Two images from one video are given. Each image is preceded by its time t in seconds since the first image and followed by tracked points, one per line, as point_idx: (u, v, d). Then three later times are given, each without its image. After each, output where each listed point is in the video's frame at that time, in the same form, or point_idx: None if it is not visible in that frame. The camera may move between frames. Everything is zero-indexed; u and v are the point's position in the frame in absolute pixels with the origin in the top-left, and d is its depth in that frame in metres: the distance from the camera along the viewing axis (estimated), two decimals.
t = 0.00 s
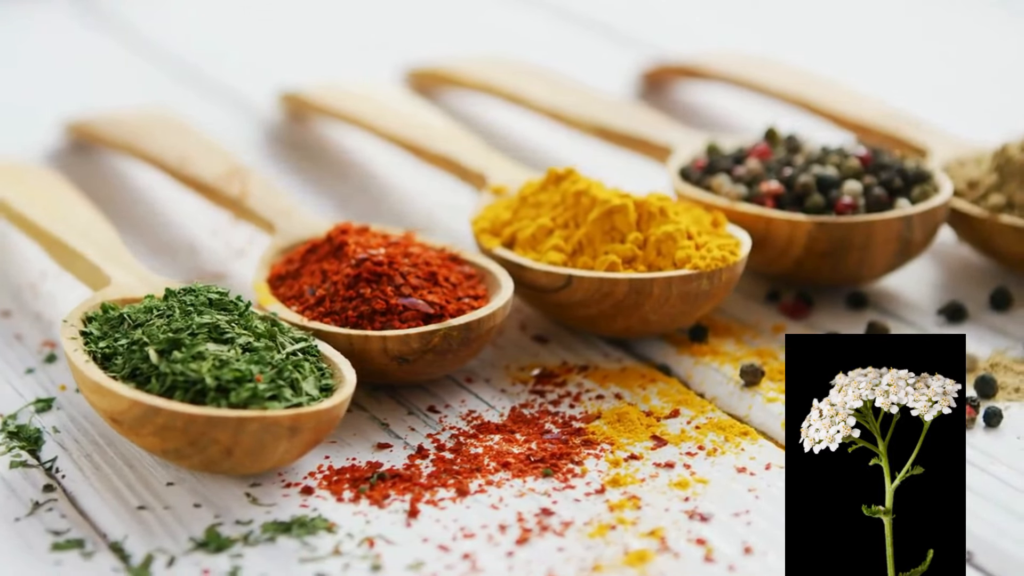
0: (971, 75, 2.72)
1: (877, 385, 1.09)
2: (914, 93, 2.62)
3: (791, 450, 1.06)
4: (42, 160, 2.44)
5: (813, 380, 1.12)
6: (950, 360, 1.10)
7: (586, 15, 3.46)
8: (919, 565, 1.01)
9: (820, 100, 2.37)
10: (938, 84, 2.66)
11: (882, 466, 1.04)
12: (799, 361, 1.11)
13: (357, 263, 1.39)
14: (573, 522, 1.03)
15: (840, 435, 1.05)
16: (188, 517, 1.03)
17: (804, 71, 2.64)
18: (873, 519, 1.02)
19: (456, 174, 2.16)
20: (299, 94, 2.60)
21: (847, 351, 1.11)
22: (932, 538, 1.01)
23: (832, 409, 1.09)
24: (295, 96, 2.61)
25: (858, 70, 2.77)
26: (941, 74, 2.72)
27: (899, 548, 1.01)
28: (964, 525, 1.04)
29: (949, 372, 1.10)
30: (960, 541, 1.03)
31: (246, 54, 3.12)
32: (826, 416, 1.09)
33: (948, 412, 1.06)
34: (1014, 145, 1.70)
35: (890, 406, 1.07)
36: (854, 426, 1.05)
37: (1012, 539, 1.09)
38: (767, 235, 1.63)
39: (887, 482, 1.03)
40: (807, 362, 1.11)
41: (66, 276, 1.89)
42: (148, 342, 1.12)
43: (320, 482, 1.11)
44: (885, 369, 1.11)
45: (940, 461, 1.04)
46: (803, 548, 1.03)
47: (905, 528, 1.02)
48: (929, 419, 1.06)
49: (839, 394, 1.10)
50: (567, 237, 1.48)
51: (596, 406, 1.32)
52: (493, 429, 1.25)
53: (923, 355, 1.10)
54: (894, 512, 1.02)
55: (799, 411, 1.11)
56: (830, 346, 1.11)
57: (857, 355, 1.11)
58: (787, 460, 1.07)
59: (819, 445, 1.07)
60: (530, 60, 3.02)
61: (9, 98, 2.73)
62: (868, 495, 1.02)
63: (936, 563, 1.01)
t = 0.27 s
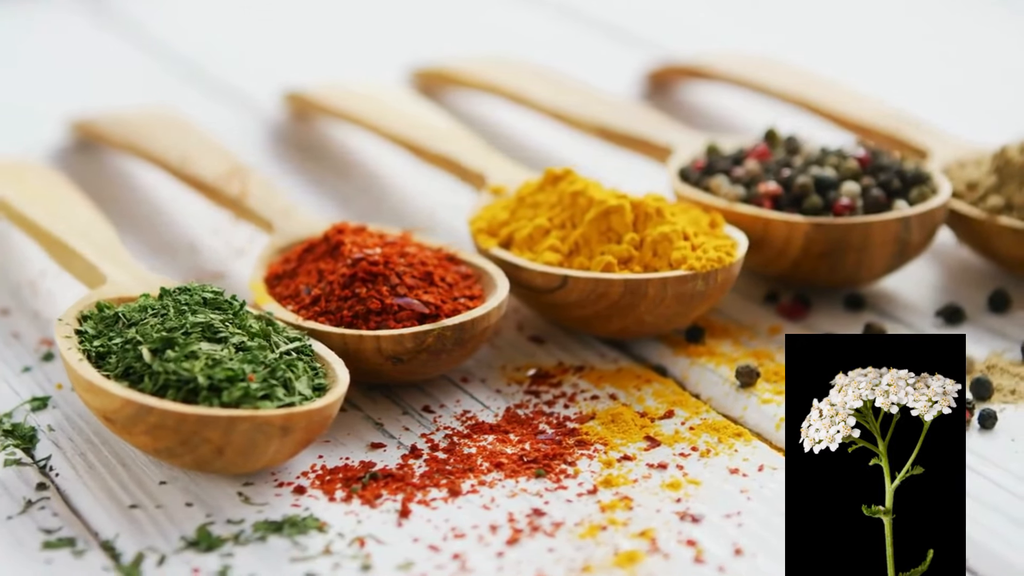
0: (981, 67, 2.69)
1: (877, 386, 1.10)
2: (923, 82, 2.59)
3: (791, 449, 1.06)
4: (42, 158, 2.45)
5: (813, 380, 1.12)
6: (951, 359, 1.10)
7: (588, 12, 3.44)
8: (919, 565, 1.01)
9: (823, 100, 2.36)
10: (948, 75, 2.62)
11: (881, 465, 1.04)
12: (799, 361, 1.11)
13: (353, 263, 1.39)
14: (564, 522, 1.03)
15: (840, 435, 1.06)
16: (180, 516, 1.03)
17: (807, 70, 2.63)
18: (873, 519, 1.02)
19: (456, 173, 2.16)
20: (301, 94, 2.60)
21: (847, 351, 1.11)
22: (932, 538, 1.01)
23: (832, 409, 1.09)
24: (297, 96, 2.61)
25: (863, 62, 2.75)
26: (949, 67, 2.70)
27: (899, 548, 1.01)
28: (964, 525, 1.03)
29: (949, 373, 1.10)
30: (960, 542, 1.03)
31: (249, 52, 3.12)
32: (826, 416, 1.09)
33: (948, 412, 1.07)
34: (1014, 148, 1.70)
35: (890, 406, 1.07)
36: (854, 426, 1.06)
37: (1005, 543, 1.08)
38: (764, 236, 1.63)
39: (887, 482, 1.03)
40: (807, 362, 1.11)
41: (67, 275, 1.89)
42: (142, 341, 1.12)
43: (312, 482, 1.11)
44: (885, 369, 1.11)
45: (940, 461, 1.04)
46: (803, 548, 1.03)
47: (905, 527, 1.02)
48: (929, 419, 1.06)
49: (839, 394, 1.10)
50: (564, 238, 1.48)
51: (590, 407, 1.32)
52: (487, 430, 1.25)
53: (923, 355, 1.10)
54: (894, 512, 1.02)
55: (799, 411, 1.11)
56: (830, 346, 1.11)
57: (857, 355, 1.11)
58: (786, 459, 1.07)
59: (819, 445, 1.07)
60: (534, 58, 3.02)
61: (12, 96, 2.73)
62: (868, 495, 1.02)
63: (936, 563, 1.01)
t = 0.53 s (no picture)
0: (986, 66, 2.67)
1: (877, 385, 1.10)
2: (927, 83, 2.58)
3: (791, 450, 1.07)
4: (42, 154, 2.43)
5: (813, 379, 1.12)
6: (951, 359, 1.11)
7: (591, 5, 3.42)
8: (919, 565, 1.02)
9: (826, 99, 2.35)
10: (952, 75, 2.61)
11: (882, 466, 1.05)
12: (799, 360, 1.12)
13: (348, 262, 1.39)
14: (553, 523, 1.03)
15: (840, 435, 1.06)
16: (170, 515, 1.04)
17: (811, 69, 2.62)
18: (873, 519, 1.03)
19: (456, 173, 2.15)
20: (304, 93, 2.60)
21: (847, 351, 1.11)
22: (932, 538, 1.02)
23: (832, 409, 1.10)
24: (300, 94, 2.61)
25: (867, 61, 2.74)
26: (954, 66, 2.68)
27: (899, 548, 1.02)
28: (964, 525, 1.05)
29: (949, 372, 1.11)
30: (959, 541, 1.04)
31: (250, 44, 3.11)
32: (826, 416, 1.09)
33: (948, 412, 1.07)
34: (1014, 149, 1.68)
35: (890, 406, 1.08)
36: (854, 426, 1.06)
37: (995, 546, 1.08)
38: (762, 237, 1.62)
39: (887, 482, 1.04)
40: (807, 361, 1.12)
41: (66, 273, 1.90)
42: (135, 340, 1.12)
43: (303, 481, 1.11)
44: (885, 369, 1.11)
45: (940, 461, 1.05)
46: (803, 548, 1.04)
47: (905, 528, 1.03)
48: (929, 419, 1.07)
49: (839, 394, 1.11)
50: (560, 238, 1.48)
51: (584, 407, 1.32)
52: (479, 430, 1.25)
53: (924, 354, 1.11)
54: (894, 512, 1.03)
55: (799, 410, 1.12)
56: (830, 346, 1.12)
57: (857, 355, 1.12)
58: (786, 459, 1.08)
59: (819, 445, 1.07)
60: (536, 53, 3.00)
61: (11, 91, 2.73)
62: (868, 496, 1.03)
63: (935, 563, 1.02)
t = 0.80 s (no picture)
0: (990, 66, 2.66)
1: (877, 386, 1.10)
2: (929, 84, 2.57)
3: (790, 449, 1.07)
4: (43, 153, 2.43)
5: (813, 379, 1.13)
6: (950, 359, 1.11)
7: (595, 3, 3.42)
8: (919, 565, 1.02)
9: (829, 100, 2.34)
10: (954, 76, 2.60)
11: (882, 466, 1.04)
12: (799, 360, 1.12)
13: (343, 261, 1.39)
14: (542, 523, 1.03)
15: (840, 435, 1.06)
16: (160, 513, 1.04)
17: (814, 70, 2.61)
18: (873, 519, 1.03)
19: (456, 173, 2.15)
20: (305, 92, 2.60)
21: (847, 351, 1.12)
22: (932, 538, 1.02)
23: (832, 409, 1.10)
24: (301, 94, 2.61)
25: (871, 62, 2.73)
26: (958, 67, 2.67)
27: (899, 548, 1.02)
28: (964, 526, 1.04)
29: (949, 373, 1.11)
30: (959, 541, 1.04)
31: (253, 43, 3.11)
32: (826, 416, 1.10)
33: (948, 412, 1.07)
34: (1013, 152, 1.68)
35: (890, 406, 1.08)
36: (854, 426, 1.06)
37: (985, 549, 1.08)
38: (759, 239, 1.62)
39: (887, 482, 1.04)
40: (807, 361, 1.12)
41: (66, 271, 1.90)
42: (127, 339, 1.13)
43: (294, 481, 1.11)
44: (885, 369, 1.12)
45: (940, 461, 1.05)
46: (803, 548, 1.03)
47: (905, 527, 1.03)
48: (929, 419, 1.07)
49: (840, 394, 1.11)
50: (556, 238, 1.48)
51: (577, 408, 1.32)
52: (472, 430, 1.25)
53: (923, 355, 1.11)
54: (894, 512, 1.03)
55: (799, 411, 1.12)
56: (830, 346, 1.12)
57: (857, 356, 1.12)
58: (786, 459, 1.08)
59: (819, 445, 1.08)
60: (539, 53, 3.00)
61: (13, 89, 2.73)
62: (868, 495, 1.03)
63: (936, 563, 1.02)
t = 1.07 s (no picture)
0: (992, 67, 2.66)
1: (876, 386, 1.10)
2: (929, 84, 2.57)
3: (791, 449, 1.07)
4: (42, 150, 2.43)
5: (813, 380, 1.13)
6: (951, 359, 1.12)
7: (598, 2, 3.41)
8: (919, 565, 1.01)
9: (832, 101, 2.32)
10: (956, 77, 2.59)
11: (881, 466, 1.04)
12: (799, 359, 1.12)
13: (338, 261, 1.39)
14: (531, 524, 1.03)
15: (840, 435, 1.06)
16: (151, 512, 1.04)
17: (817, 70, 2.60)
18: (873, 519, 1.02)
19: (456, 173, 2.15)
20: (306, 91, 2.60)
21: (847, 351, 1.12)
22: (932, 538, 1.02)
23: (832, 409, 1.10)
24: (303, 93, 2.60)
25: (875, 64, 2.72)
26: (962, 68, 2.66)
27: (900, 548, 1.01)
28: (964, 527, 1.04)
29: (949, 373, 1.12)
30: (960, 542, 1.04)
31: (255, 39, 3.10)
32: (826, 416, 1.10)
33: (948, 412, 1.08)
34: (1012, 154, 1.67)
35: (890, 406, 1.08)
36: (854, 426, 1.06)
37: (978, 552, 1.08)
38: (756, 240, 1.62)
39: (887, 482, 1.04)
40: (807, 362, 1.12)
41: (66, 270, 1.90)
42: (119, 338, 1.13)
43: (285, 480, 1.11)
44: (885, 369, 1.12)
45: (940, 461, 1.05)
46: (802, 548, 1.03)
47: (905, 528, 1.02)
48: (929, 419, 1.07)
49: (840, 394, 1.11)
50: (552, 239, 1.48)
51: (571, 408, 1.32)
52: (465, 430, 1.25)
53: (924, 355, 1.12)
54: (894, 512, 1.03)
55: (799, 411, 1.12)
56: (830, 346, 1.12)
57: (857, 356, 1.12)
58: (787, 460, 1.08)
59: (819, 444, 1.08)
60: (541, 51, 2.99)
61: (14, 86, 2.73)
62: (868, 495, 1.03)
63: (936, 563, 1.01)
